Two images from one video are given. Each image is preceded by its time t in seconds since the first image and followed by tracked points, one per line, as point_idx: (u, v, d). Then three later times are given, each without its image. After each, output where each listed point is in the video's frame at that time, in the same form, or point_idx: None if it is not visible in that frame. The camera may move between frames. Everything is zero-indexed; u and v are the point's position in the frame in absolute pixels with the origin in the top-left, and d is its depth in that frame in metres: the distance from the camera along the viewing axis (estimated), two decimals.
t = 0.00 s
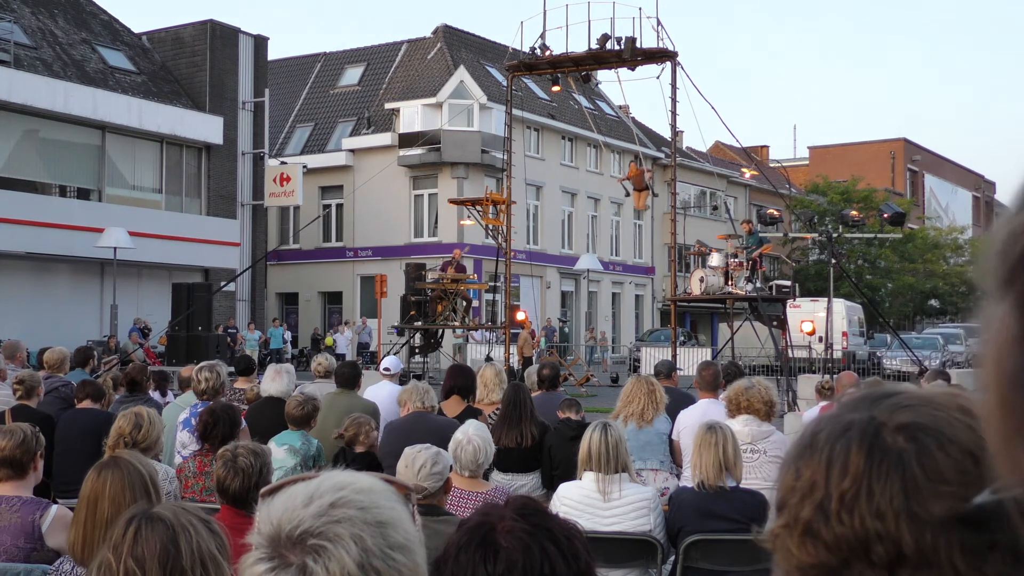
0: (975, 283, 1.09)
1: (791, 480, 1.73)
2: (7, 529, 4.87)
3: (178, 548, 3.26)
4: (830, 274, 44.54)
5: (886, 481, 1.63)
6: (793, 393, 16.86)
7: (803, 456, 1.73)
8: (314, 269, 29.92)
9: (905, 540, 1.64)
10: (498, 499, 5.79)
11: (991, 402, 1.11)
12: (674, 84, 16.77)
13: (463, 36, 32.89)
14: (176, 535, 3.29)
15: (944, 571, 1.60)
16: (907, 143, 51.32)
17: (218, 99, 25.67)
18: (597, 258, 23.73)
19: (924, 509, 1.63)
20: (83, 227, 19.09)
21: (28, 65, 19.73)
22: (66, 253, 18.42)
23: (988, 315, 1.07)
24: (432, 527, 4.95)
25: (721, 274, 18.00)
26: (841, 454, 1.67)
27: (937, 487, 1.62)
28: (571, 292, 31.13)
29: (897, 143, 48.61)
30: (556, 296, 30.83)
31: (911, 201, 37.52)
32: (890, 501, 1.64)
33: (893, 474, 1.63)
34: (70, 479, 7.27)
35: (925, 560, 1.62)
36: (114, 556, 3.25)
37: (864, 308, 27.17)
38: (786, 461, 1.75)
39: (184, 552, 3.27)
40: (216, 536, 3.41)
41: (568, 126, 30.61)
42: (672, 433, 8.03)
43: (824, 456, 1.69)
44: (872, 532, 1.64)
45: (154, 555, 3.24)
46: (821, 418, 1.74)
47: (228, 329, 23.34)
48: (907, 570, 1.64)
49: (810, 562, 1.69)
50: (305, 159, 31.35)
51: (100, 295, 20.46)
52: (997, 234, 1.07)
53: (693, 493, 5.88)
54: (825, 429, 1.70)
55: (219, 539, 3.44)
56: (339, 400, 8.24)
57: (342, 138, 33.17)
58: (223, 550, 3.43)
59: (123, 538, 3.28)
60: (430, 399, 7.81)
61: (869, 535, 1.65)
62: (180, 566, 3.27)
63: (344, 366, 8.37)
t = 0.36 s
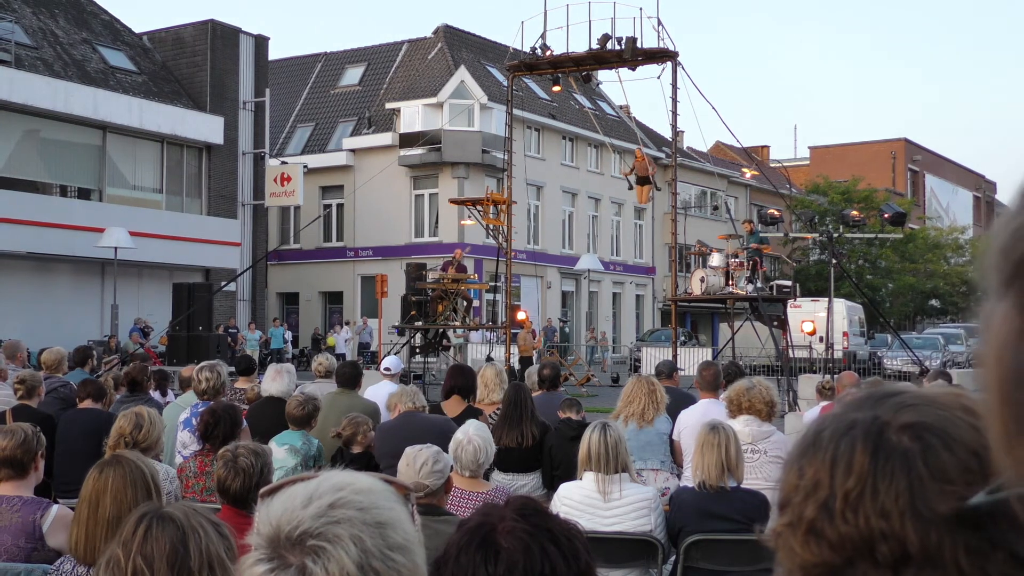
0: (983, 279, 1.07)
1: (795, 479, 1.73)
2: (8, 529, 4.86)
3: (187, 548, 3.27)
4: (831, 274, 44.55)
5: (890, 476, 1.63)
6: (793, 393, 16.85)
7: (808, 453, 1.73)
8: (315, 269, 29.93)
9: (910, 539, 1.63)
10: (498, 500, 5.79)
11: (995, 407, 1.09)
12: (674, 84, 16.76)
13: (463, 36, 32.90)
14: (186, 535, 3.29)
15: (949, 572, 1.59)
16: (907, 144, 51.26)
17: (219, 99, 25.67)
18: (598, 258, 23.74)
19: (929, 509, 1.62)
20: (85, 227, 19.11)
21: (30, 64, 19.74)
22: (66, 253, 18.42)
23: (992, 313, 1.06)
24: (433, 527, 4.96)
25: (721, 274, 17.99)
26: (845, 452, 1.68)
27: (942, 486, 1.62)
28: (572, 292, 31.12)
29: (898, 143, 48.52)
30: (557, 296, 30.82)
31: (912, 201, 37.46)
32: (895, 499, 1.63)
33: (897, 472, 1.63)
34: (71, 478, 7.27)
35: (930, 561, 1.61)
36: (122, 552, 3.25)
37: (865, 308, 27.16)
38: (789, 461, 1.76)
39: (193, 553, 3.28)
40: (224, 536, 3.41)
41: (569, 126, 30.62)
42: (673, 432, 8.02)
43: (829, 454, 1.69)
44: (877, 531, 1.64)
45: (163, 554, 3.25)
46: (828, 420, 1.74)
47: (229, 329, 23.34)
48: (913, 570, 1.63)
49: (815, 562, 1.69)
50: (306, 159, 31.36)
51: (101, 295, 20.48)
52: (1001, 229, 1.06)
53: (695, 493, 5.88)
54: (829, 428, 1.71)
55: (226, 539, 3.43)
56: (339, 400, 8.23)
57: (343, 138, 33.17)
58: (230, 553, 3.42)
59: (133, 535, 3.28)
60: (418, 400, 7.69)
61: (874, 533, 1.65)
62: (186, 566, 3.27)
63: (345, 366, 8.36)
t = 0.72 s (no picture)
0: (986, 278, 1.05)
1: (794, 477, 1.73)
2: (8, 529, 4.86)
3: (194, 552, 3.27)
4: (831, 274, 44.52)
5: (886, 475, 1.63)
6: (793, 393, 16.85)
7: (807, 452, 1.73)
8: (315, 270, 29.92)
9: (906, 539, 1.63)
10: (498, 500, 5.79)
11: (1002, 408, 1.07)
12: (675, 84, 16.74)
13: (463, 36, 32.88)
14: (192, 540, 3.29)
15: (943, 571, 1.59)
16: (908, 144, 51.22)
17: (219, 99, 25.65)
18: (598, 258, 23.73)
19: (926, 509, 1.62)
20: (85, 228, 19.09)
21: (29, 65, 19.72)
22: (66, 253, 18.40)
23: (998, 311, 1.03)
24: (433, 528, 4.96)
25: (722, 274, 17.99)
26: (843, 452, 1.67)
27: (939, 486, 1.61)
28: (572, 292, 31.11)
29: (898, 144, 48.50)
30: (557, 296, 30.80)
31: (913, 201, 37.43)
32: (891, 499, 1.63)
33: (895, 471, 1.63)
34: (71, 478, 7.27)
35: (924, 560, 1.61)
36: (129, 553, 3.25)
37: (865, 308, 27.16)
38: (789, 460, 1.76)
39: (200, 556, 3.28)
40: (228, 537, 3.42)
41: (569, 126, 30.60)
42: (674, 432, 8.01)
43: (828, 453, 1.69)
44: (873, 531, 1.63)
45: (169, 557, 3.25)
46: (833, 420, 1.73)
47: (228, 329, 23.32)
48: (909, 570, 1.63)
49: (812, 561, 1.68)
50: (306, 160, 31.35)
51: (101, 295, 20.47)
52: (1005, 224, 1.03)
53: (696, 493, 5.87)
54: (828, 428, 1.72)
55: (230, 540, 3.43)
56: (340, 400, 8.24)
57: (343, 138, 33.17)
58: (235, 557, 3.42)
59: (139, 537, 3.28)
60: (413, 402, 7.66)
61: (870, 532, 1.64)
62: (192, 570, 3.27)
63: (345, 366, 8.36)
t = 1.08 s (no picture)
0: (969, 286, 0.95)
1: (792, 477, 1.73)
2: (9, 529, 4.86)
3: (195, 560, 3.28)
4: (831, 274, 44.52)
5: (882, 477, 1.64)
6: (794, 393, 16.85)
7: (805, 452, 1.73)
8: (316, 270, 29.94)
9: (902, 539, 1.63)
10: (498, 500, 5.79)
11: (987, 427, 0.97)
12: (675, 84, 16.72)
13: (463, 36, 32.85)
14: (195, 547, 3.29)
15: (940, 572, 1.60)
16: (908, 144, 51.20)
17: (219, 100, 25.64)
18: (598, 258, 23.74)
19: (924, 511, 1.62)
20: (84, 228, 19.08)
21: (29, 65, 19.71)
22: (66, 253, 18.40)
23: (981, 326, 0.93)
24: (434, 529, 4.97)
25: (722, 274, 18.00)
26: (841, 452, 1.67)
27: (936, 487, 1.61)
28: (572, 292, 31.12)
29: (898, 144, 48.42)
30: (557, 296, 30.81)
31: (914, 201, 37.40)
32: (888, 500, 1.63)
33: (893, 472, 1.63)
34: (72, 478, 7.27)
35: (921, 560, 1.62)
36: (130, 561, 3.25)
37: (866, 308, 27.15)
38: (787, 460, 1.76)
39: (200, 566, 3.28)
40: (230, 542, 3.43)
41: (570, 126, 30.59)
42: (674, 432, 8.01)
43: (825, 453, 1.69)
44: (870, 533, 1.64)
45: (170, 566, 3.25)
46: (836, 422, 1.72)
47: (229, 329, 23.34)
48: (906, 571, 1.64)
49: (808, 560, 1.68)
50: (306, 160, 31.34)
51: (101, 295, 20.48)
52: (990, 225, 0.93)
53: (696, 493, 5.88)
54: (827, 427, 1.72)
55: (230, 544, 3.45)
56: (340, 400, 8.25)
57: (343, 138, 33.14)
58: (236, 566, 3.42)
59: (141, 545, 3.28)
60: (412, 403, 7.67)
61: (866, 535, 1.64)
62: None
63: (345, 366, 8.36)
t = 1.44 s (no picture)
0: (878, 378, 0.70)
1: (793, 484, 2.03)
2: (9, 529, 4.86)
3: (193, 567, 3.28)
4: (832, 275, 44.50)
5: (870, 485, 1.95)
6: (794, 394, 16.83)
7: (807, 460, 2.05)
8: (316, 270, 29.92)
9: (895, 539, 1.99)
10: (498, 500, 5.80)
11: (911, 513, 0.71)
12: (676, 84, 16.70)
13: (464, 36, 32.84)
14: (191, 557, 3.29)
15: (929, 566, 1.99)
16: (908, 145, 51.16)
17: (219, 100, 25.61)
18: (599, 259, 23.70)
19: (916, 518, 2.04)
20: (83, 228, 19.02)
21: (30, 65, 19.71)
22: (65, 253, 18.37)
23: (895, 432, 0.69)
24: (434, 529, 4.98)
25: (722, 275, 17.98)
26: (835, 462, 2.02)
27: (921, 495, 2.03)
28: (573, 292, 31.08)
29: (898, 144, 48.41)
30: (558, 297, 30.77)
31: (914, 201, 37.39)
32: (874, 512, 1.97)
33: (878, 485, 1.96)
34: (73, 479, 7.28)
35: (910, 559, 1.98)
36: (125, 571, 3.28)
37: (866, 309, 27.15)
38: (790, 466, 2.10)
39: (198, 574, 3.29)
40: (226, 549, 3.43)
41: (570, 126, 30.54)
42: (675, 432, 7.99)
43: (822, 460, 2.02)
44: (867, 536, 1.93)
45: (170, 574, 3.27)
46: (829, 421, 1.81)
47: (229, 330, 23.28)
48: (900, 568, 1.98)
49: (808, 560, 1.91)
50: (306, 160, 31.32)
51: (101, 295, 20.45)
52: (891, 306, 0.68)
53: (697, 493, 5.88)
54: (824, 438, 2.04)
55: (227, 550, 3.45)
56: (341, 401, 8.25)
57: (343, 139, 33.13)
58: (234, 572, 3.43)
59: (139, 555, 3.28)
60: (413, 401, 7.68)
61: (864, 538, 1.93)
62: None
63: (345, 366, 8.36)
